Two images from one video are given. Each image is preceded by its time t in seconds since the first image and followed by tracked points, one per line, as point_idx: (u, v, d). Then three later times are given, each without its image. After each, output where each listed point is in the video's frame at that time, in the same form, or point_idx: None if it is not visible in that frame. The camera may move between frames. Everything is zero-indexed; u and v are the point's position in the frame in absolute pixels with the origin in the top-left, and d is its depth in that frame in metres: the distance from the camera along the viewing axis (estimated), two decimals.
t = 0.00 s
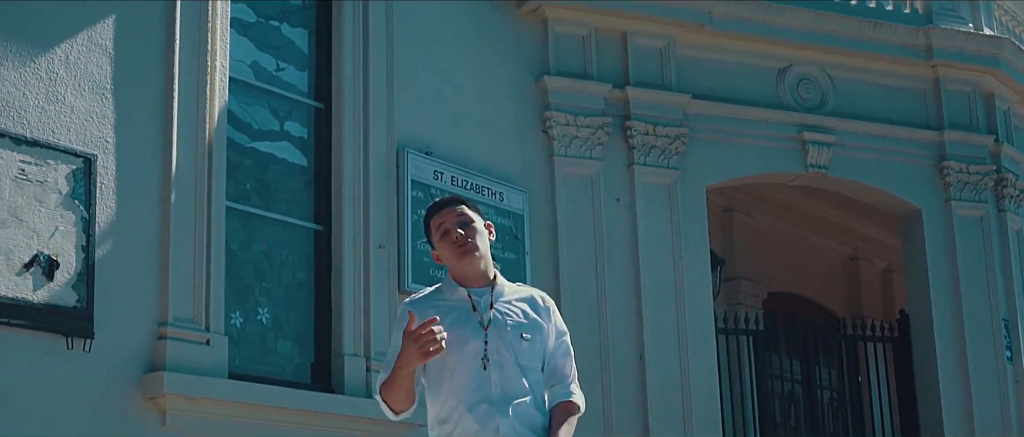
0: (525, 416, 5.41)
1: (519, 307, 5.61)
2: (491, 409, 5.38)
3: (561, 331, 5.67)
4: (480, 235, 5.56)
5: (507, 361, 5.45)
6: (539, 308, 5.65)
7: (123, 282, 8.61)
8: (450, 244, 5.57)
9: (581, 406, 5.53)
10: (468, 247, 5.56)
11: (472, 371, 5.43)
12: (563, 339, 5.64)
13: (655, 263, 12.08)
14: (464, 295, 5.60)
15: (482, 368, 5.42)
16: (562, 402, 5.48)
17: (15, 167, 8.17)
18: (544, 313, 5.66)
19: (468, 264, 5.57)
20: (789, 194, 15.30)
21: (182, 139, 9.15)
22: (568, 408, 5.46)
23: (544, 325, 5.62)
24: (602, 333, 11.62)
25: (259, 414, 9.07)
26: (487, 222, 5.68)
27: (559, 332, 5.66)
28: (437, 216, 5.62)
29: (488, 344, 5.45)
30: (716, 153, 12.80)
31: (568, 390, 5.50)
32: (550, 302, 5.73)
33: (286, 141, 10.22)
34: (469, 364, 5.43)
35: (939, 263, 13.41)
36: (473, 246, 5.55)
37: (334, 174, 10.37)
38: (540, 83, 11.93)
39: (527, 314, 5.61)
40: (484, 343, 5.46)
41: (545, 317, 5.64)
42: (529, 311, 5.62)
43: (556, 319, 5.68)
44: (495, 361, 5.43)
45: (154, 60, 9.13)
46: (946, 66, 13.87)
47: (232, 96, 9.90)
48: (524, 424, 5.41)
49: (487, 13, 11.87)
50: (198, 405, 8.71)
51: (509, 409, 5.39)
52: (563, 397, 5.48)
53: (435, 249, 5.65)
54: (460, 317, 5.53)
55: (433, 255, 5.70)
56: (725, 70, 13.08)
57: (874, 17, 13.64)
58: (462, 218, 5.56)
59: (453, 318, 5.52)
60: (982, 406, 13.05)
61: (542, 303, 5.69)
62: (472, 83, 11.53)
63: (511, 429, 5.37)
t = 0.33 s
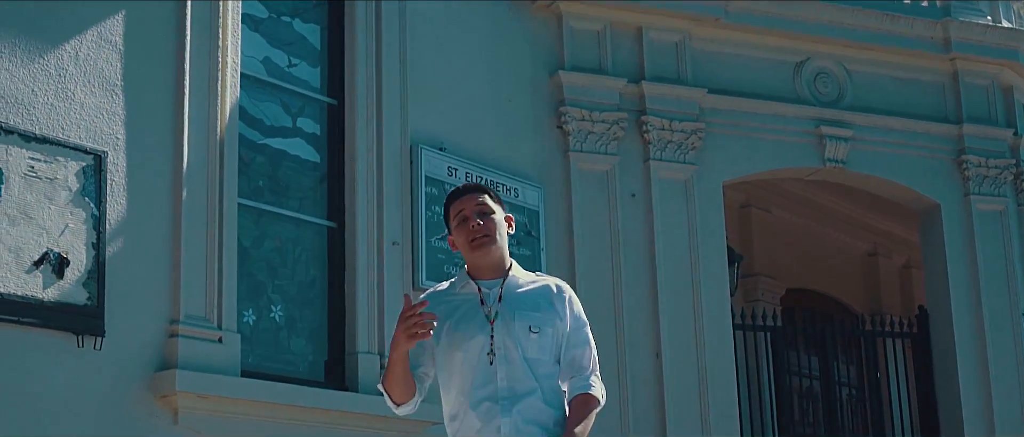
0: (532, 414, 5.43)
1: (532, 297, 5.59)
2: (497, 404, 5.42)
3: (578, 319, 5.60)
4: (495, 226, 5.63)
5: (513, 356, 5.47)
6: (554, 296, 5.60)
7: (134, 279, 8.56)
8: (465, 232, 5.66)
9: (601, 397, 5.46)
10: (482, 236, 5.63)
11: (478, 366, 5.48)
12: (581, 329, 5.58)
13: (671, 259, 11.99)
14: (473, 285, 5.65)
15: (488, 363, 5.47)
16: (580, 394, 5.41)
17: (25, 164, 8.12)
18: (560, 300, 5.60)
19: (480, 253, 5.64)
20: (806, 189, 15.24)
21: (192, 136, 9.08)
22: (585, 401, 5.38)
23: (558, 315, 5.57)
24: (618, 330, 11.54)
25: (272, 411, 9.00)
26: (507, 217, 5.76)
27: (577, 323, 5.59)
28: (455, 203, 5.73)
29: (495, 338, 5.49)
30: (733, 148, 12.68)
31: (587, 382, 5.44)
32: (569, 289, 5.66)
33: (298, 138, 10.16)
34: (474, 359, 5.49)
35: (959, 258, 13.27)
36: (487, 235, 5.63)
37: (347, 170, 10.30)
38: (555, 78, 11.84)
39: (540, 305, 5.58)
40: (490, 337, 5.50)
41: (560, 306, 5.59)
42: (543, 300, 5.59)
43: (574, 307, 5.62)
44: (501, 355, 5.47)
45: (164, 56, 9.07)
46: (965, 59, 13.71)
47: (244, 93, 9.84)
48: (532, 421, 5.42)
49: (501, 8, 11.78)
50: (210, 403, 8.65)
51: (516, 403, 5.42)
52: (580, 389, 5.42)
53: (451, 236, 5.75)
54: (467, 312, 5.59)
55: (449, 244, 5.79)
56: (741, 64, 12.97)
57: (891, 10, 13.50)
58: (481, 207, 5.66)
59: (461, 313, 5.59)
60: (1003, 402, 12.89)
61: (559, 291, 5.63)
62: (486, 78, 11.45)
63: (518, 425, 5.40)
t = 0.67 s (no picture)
0: (562, 409, 5.44)
1: (569, 290, 5.63)
2: (526, 398, 5.47)
3: (616, 313, 5.58)
4: (540, 218, 5.69)
5: (544, 349, 5.50)
6: (592, 290, 5.61)
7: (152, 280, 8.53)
8: (510, 220, 5.71)
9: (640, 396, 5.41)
10: (525, 226, 5.69)
11: (509, 359, 5.55)
12: (620, 324, 5.55)
13: (694, 257, 11.89)
14: (512, 276, 5.71)
15: (520, 356, 5.52)
16: (614, 391, 5.37)
17: (40, 164, 8.09)
18: (598, 294, 5.61)
19: (521, 243, 5.70)
20: (828, 183, 15.11)
21: (210, 136, 9.04)
22: (618, 397, 5.35)
23: (595, 309, 5.56)
24: (640, 328, 11.46)
25: (290, 411, 8.95)
26: (555, 211, 5.81)
27: (615, 316, 5.57)
28: (504, 190, 5.79)
29: (526, 331, 5.54)
30: (755, 144, 12.57)
31: (622, 378, 5.40)
32: (610, 282, 5.67)
33: (317, 136, 10.10)
34: (507, 352, 5.56)
35: (985, 253, 13.12)
36: (531, 225, 5.69)
37: (365, 169, 10.24)
38: (575, 74, 11.76)
39: (577, 298, 5.59)
40: (522, 330, 5.55)
41: (597, 300, 5.59)
42: (581, 294, 5.60)
43: (613, 301, 5.61)
44: (532, 348, 5.51)
45: (181, 56, 9.03)
46: (990, 53, 13.54)
47: (262, 92, 9.80)
48: (560, 417, 5.43)
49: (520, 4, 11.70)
50: (228, 403, 8.61)
51: (546, 398, 5.45)
52: (614, 385, 5.39)
53: (496, 224, 5.81)
54: (503, 303, 5.65)
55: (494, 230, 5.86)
56: (764, 59, 12.87)
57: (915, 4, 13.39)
58: (527, 197, 5.73)
59: (496, 304, 5.65)
60: None
61: (599, 285, 5.64)
62: (506, 75, 11.37)
63: (547, 419, 5.43)
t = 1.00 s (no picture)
0: (604, 402, 5.14)
1: (611, 277, 5.34)
2: (568, 388, 5.18)
3: (660, 302, 5.29)
4: (599, 209, 5.42)
5: (586, 339, 5.23)
6: (637, 277, 5.32)
7: (167, 280, 8.49)
8: (568, 202, 5.43)
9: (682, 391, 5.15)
10: (582, 213, 5.42)
11: (550, 348, 5.26)
12: (663, 313, 5.27)
13: (716, 254, 11.79)
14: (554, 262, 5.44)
15: (561, 345, 5.24)
16: (656, 385, 5.11)
17: (55, 164, 8.06)
18: (642, 281, 5.32)
19: (572, 229, 5.42)
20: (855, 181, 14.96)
21: (225, 136, 9.00)
22: (661, 393, 5.08)
23: (639, 297, 5.28)
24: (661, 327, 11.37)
25: (306, 412, 8.91)
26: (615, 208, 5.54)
27: (659, 305, 5.28)
28: (570, 171, 5.51)
29: (568, 319, 5.26)
30: (778, 141, 12.46)
31: (665, 372, 5.13)
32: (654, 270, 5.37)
33: (334, 135, 10.06)
34: (548, 341, 5.27)
35: (1013, 250, 12.93)
36: (589, 213, 5.41)
37: (383, 169, 10.19)
38: (595, 71, 11.66)
39: (621, 286, 5.30)
40: (564, 318, 5.27)
41: (642, 288, 5.30)
42: (625, 281, 5.31)
43: (657, 289, 5.31)
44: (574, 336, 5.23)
45: (196, 55, 9.00)
46: (1018, 47, 13.37)
47: (278, 91, 9.76)
48: (603, 410, 5.14)
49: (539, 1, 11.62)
50: (244, 404, 8.58)
51: (589, 390, 5.16)
52: (655, 379, 5.12)
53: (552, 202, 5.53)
54: (544, 289, 5.38)
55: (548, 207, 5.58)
56: (786, 55, 12.75)
57: None
58: (593, 186, 5.45)
59: (538, 291, 5.38)
60: None
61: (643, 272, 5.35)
62: (525, 73, 11.30)
63: (590, 412, 5.14)
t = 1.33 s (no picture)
0: (618, 404, 5.20)
1: (630, 281, 5.43)
2: (580, 386, 5.18)
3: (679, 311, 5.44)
4: (616, 200, 5.41)
5: (602, 339, 5.26)
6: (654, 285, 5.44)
7: (161, 281, 8.44)
8: (584, 195, 5.41)
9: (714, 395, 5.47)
10: (599, 206, 5.41)
11: (563, 344, 5.26)
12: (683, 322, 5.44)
13: (718, 255, 11.71)
14: (573, 255, 5.45)
15: (574, 341, 5.26)
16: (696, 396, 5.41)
17: (48, 164, 8.01)
18: (660, 288, 5.44)
19: (591, 223, 5.42)
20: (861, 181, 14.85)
21: (221, 136, 8.95)
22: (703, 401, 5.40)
23: (659, 303, 5.39)
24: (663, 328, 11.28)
25: (302, 414, 8.85)
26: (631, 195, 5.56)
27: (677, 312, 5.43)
28: (582, 162, 5.50)
29: (584, 318, 5.28)
30: (782, 140, 12.36)
31: (701, 382, 5.42)
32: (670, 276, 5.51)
33: (332, 135, 9.99)
34: (560, 336, 5.27)
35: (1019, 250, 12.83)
36: (606, 206, 5.41)
37: (381, 169, 10.12)
38: (597, 71, 11.58)
39: (640, 291, 5.40)
40: (580, 316, 5.29)
41: (661, 295, 5.42)
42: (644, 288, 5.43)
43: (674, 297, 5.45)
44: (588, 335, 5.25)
45: (192, 55, 8.94)
46: None
47: (275, 90, 9.69)
48: (617, 412, 5.18)
49: None
50: (239, 406, 8.52)
51: (600, 389, 5.19)
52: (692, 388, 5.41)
53: (565, 195, 5.52)
54: (557, 282, 5.38)
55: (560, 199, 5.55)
56: (790, 54, 12.66)
57: None
58: (608, 176, 5.44)
59: (550, 282, 5.37)
60: None
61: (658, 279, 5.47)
62: (526, 72, 11.22)
63: (599, 411, 5.16)
